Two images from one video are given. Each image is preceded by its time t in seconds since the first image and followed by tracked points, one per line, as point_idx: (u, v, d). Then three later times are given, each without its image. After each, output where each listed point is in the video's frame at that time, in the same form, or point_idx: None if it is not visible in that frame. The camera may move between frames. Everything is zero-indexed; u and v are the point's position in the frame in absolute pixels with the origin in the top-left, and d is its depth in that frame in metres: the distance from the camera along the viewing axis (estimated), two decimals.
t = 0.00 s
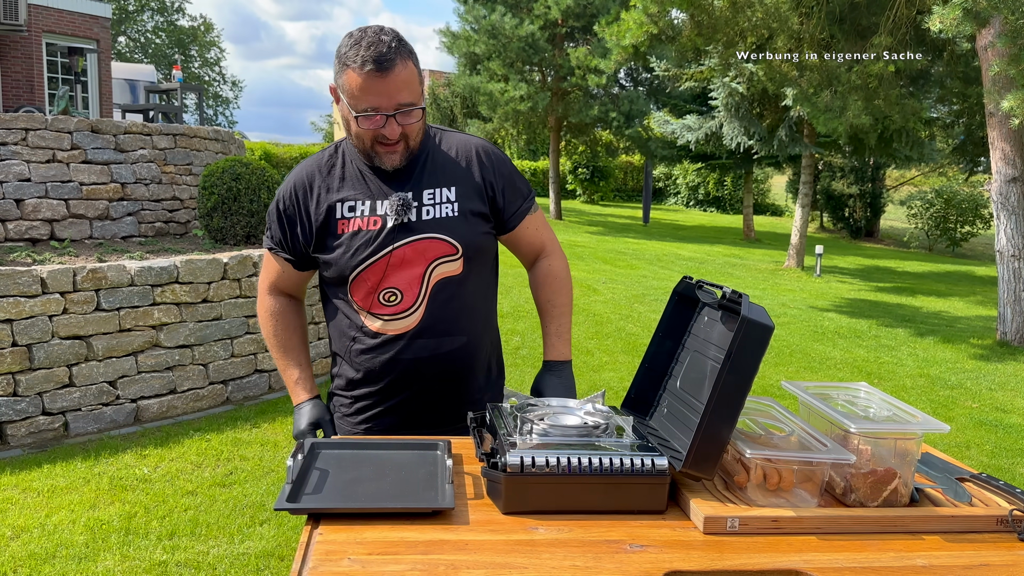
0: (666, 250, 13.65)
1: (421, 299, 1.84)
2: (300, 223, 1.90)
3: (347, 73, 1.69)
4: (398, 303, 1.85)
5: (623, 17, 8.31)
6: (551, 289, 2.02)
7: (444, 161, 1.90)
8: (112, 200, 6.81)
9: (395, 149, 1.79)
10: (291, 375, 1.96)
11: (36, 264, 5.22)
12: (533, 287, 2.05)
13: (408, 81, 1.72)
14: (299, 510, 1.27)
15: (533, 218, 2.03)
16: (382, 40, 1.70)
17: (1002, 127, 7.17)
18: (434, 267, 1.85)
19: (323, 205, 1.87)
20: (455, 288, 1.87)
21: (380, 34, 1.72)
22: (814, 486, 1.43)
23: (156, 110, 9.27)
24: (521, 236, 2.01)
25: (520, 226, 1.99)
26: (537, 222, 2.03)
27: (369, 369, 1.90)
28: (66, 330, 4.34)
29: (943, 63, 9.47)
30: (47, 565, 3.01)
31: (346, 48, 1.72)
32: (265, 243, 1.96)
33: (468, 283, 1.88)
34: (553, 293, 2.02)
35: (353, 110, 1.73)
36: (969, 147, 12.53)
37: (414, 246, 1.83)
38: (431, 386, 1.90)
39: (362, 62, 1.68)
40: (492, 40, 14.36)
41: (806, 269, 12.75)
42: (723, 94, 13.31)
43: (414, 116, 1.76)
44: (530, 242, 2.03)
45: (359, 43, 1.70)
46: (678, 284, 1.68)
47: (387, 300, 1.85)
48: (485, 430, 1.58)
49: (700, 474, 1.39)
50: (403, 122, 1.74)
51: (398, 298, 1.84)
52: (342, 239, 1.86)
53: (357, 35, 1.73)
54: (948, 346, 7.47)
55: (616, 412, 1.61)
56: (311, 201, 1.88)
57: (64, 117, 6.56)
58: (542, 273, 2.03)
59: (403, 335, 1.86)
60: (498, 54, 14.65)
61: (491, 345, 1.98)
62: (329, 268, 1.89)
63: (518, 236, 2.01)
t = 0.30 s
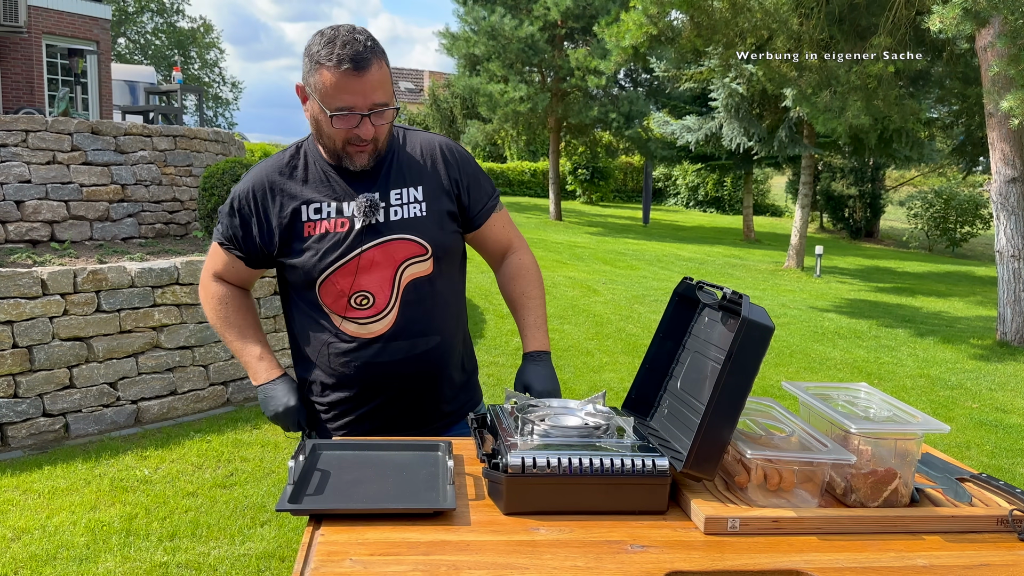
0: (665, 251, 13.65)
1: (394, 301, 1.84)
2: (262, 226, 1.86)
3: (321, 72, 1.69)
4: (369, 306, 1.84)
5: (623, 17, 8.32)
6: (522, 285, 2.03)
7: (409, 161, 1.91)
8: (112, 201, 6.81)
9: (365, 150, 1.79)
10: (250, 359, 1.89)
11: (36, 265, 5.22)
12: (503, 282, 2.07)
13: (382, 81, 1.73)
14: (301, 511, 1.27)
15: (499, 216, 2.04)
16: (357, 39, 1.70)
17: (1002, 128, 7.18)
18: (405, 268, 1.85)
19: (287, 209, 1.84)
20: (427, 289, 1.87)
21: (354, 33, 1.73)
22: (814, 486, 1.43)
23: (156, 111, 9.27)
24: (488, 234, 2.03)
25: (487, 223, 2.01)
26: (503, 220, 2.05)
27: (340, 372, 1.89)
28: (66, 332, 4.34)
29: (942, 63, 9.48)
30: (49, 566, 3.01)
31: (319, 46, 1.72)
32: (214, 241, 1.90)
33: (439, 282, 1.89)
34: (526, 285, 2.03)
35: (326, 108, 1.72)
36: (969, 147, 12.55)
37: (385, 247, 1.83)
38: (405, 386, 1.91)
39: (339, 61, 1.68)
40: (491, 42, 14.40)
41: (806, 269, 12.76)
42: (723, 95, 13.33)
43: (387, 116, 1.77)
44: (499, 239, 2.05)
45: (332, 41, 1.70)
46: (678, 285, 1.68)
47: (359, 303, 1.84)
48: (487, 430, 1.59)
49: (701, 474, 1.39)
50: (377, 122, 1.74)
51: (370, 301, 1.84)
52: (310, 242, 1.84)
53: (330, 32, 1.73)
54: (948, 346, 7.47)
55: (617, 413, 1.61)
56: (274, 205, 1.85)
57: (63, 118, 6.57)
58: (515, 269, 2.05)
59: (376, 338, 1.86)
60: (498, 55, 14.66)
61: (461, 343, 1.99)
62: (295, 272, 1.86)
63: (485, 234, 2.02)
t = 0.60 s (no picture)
0: (665, 253, 13.65)
1: (379, 302, 1.85)
2: (244, 235, 1.83)
3: (304, 71, 1.69)
4: (354, 308, 1.83)
5: (622, 20, 8.33)
6: (502, 287, 2.05)
7: (390, 162, 1.92)
8: (111, 203, 6.81)
9: (347, 150, 1.78)
10: (265, 396, 1.82)
11: (35, 268, 5.21)
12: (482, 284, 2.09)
13: (365, 81, 1.73)
14: (300, 514, 1.27)
15: (481, 217, 2.06)
16: (341, 40, 1.71)
17: (1000, 130, 7.19)
18: (390, 268, 1.85)
19: (269, 215, 1.82)
20: (412, 288, 1.88)
21: (338, 34, 1.73)
22: (813, 488, 1.43)
23: (155, 114, 9.26)
24: (469, 235, 2.05)
25: (467, 225, 2.02)
26: (485, 221, 2.07)
27: (327, 377, 1.87)
28: (66, 334, 4.34)
29: (941, 65, 9.50)
30: (48, 568, 3.01)
31: (302, 46, 1.72)
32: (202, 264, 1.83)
33: (423, 282, 1.90)
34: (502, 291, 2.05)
35: (309, 106, 1.71)
36: (967, 149, 12.56)
37: (370, 249, 1.83)
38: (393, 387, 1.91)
39: (323, 60, 1.68)
40: (490, 44, 14.41)
41: (805, 271, 12.77)
42: (722, 97, 13.36)
43: (370, 117, 1.77)
44: (479, 241, 2.07)
45: (316, 41, 1.71)
46: (679, 287, 1.68)
47: (344, 306, 1.83)
48: (486, 433, 1.59)
49: (700, 476, 1.39)
50: (360, 122, 1.75)
51: (355, 304, 1.83)
52: (293, 246, 1.82)
53: (314, 32, 1.73)
54: (947, 348, 7.48)
55: (616, 415, 1.61)
56: (254, 210, 1.83)
57: (63, 120, 6.58)
58: (496, 270, 2.07)
59: (361, 340, 1.85)
60: (497, 58, 14.68)
61: (446, 343, 2.00)
62: (278, 277, 1.84)
63: (466, 234, 2.04)
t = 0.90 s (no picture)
0: (663, 255, 13.65)
1: (379, 303, 1.85)
2: (241, 239, 1.83)
3: (302, 72, 1.70)
4: (355, 309, 1.83)
5: (620, 22, 8.33)
6: (496, 288, 2.06)
7: (386, 164, 1.93)
8: (110, 206, 6.81)
9: (344, 151, 1.79)
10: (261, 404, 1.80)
11: (33, 270, 5.21)
12: (478, 286, 2.10)
13: (363, 83, 1.74)
14: (298, 516, 1.27)
15: (477, 219, 2.09)
16: (338, 41, 1.72)
17: (998, 132, 7.20)
18: (390, 268, 1.86)
19: (267, 217, 1.82)
20: (412, 288, 1.90)
21: (335, 35, 1.74)
22: (811, 490, 1.43)
23: (154, 116, 9.26)
24: (466, 236, 2.07)
25: (465, 225, 2.05)
26: (480, 223, 2.10)
27: (329, 381, 1.87)
28: (64, 336, 4.33)
29: (939, 68, 9.51)
30: (46, 571, 3.01)
31: (298, 48, 1.72)
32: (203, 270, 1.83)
33: (423, 282, 1.92)
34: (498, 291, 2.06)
35: (306, 108, 1.72)
36: (965, 151, 12.57)
37: (370, 250, 1.84)
38: (395, 388, 1.91)
39: (320, 62, 1.69)
40: (489, 46, 14.42)
41: (803, 273, 12.78)
42: (720, 100, 13.38)
43: (367, 118, 1.78)
44: (476, 242, 2.09)
45: (313, 42, 1.71)
46: (678, 288, 1.68)
47: (345, 307, 1.83)
48: (484, 434, 1.60)
49: (699, 478, 1.39)
50: (358, 123, 1.75)
51: (356, 305, 1.83)
52: (293, 249, 1.82)
53: (310, 33, 1.73)
54: (946, 350, 7.49)
55: (615, 417, 1.61)
56: (253, 215, 1.83)
57: (62, 123, 6.58)
58: (491, 273, 2.08)
59: (362, 342, 1.85)
60: (495, 60, 14.69)
61: (446, 343, 2.01)
62: (277, 281, 1.83)
63: (463, 236, 2.06)
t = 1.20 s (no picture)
0: (661, 257, 13.66)
1: (382, 303, 1.85)
2: (245, 233, 1.85)
3: (314, 69, 1.71)
4: (358, 309, 1.83)
5: (619, 25, 8.34)
6: (498, 292, 2.07)
7: (395, 165, 1.93)
8: (108, 208, 6.80)
9: (357, 148, 1.80)
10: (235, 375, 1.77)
11: (31, 272, 5.22)
12: (480, 289, 2.11)
13: (374, 78, 1.76)
14: (296, 517, 1.27)
15: (482, 225, 2.09)
16: (349, 37, 1.73)
17: (995, 134, 7.20)
18: (394, 270, 1.86)
19: (273, 213, 1.83)
20: (416, 291, 1.89)
21: (345, 32, 1.76)
22: (809, 491, 1.44)
23: (152, 118, 9.25)
24: (471, 241, 2.07)
25: (470, 231, 2.05)
26: (485, 230, 2.09)
27: (330, 381, 1.87)
28: (62, 339, 4.33)
29: (937, 70, 9.54)
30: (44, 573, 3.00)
31: (309, 46, 1.74)
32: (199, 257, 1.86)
33: (427, 285, 1.91)
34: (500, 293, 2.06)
35: (320, 105, 1.73)
36: (963, 153, 12.59)
37: (375, 250, 1.84)
38: (395, 390, 1.90)
39: (332, 58, 1.71)
40: (487, 48, 14.41)
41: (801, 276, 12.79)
42: (718, 102, 13.40)
43: (380, 113, 1.79)
44: (481, 247, 2.09)
45: (324, 39, 1.73)
46: (675, 289, 1.68)
47: (348, 307, 1.83)
48: (483, 436, 1.60)
49: (696, 480, 1.39)
50: (371, 118, 1.77)
51: (359, 304, 1.83)
52: (298, 245, 1.83)
53: (320, 31, 1.75)
54: (943, 352, 7.51)
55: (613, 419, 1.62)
56: (259, 210, 1.84)
57: (59, 125, 6.57)
58: (492, 277, 2.09)
59: (365, 342, 1.85)
60: (494, 62, 14.69)
61: (449, 348, 2.00)
62: (281, 277, 1.84)
63: (468, 240, 2.06)
